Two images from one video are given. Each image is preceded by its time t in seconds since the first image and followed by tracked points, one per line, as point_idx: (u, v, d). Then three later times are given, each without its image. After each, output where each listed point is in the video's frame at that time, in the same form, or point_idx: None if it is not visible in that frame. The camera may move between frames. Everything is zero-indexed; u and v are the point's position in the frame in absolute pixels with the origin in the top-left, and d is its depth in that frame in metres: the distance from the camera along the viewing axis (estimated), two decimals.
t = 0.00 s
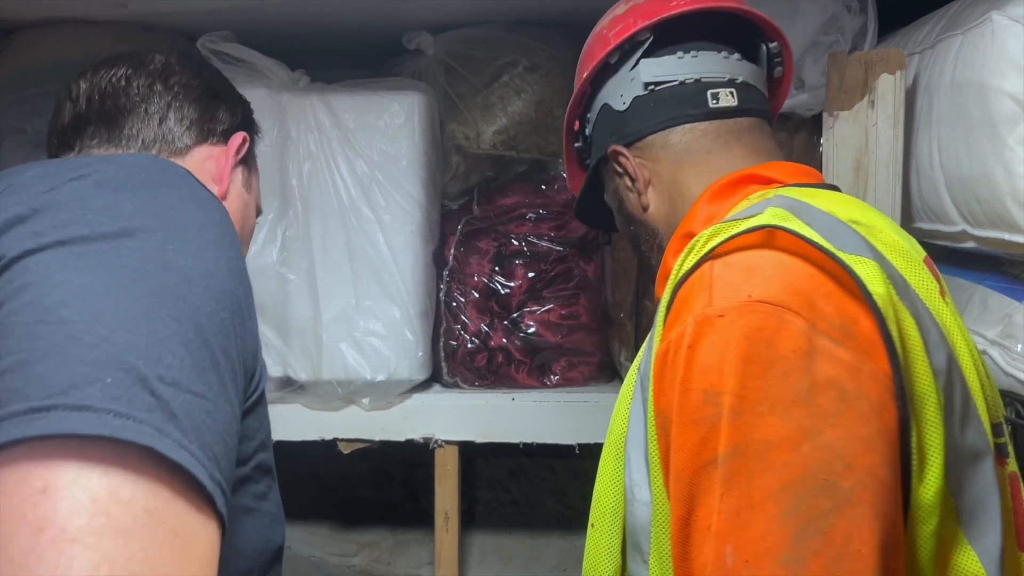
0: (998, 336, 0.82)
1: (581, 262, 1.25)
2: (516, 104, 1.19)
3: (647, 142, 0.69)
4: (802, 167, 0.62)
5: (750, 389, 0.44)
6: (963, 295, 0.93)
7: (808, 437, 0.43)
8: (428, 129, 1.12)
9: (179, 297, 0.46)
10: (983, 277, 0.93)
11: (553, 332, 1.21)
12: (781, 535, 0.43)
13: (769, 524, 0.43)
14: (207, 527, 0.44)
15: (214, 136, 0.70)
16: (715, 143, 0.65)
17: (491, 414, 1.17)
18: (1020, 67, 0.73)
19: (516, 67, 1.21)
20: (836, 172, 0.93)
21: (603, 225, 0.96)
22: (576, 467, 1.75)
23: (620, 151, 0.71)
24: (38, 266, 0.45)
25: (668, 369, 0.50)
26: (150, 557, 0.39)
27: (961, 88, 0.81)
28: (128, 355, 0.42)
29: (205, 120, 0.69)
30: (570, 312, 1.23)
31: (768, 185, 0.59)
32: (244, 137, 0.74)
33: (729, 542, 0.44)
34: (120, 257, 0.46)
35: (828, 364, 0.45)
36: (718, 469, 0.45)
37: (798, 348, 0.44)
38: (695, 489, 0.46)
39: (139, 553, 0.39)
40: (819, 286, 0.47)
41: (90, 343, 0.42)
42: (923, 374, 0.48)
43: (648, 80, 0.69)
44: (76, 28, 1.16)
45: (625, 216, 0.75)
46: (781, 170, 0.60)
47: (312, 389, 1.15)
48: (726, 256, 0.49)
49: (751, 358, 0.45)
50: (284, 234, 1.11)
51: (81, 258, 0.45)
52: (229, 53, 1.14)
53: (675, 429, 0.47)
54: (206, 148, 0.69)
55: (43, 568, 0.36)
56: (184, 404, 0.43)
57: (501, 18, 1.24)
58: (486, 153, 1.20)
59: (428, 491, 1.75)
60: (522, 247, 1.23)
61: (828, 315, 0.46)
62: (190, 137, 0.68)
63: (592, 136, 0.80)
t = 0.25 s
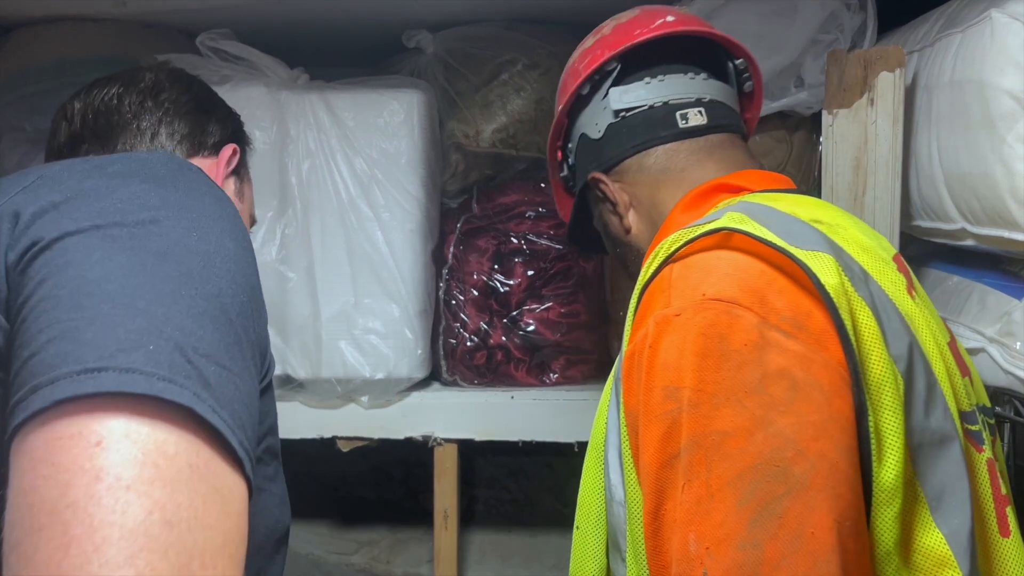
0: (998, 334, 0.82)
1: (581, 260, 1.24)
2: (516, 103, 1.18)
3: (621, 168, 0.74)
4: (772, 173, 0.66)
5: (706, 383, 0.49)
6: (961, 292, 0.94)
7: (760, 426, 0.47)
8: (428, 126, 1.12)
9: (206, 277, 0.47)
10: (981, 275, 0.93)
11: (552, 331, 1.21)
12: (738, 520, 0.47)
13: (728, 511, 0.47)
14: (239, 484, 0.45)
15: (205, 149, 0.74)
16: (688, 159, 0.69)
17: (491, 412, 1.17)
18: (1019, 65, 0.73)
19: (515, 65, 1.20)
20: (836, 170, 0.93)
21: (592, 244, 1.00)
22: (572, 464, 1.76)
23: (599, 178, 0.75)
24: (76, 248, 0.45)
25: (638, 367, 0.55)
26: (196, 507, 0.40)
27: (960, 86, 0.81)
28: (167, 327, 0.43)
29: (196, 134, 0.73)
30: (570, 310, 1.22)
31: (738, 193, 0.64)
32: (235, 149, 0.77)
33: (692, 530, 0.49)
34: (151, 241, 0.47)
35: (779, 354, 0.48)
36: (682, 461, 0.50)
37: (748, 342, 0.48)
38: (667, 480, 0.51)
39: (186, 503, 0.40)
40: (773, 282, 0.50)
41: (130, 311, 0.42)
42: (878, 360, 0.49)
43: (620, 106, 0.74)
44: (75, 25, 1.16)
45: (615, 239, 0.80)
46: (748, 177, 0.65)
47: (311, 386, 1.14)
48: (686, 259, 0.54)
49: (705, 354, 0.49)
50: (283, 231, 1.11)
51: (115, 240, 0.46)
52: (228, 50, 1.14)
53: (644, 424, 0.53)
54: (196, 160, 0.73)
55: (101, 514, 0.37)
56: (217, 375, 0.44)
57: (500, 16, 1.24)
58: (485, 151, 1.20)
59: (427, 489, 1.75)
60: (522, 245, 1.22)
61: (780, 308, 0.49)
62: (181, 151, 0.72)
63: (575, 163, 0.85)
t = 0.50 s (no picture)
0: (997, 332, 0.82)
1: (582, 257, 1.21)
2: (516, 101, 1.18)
3: (600, 190, 0.83)
4: (743, 186, 0.73)
5: (688, 382, 0.52)
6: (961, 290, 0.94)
7: (739, 420, 0.50)
8: (427, 124, 1.11)
9: (209, 265, 0.49)
10: (981, 273, 0.93)
11: (551, 329, 1.20)
12: (725, 513, 0.49)
13: (715, 505, 0.50)
14: (243, 463, 0.46)
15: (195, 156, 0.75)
16: (663, 178, 0.79)
17: (489, 411, 1.17)
18: (1018, 64, 0.73)
19: (515, 63, 1.20)
20: (835, 169, 0.93)
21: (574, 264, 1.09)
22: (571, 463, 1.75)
23: (580, 203, 0.85)
24: (77, 238, 0.47)
25: (624, 374, 0.59)
26: (204, 484, 0.42)
27: (960, 84, 0.81)
28: (171, 313, 0.45)
29: (185, 142, 0.74)
30: (569, 308, 1.21)
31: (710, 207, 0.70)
32: (226, 157, 0.78)
33: (682, 526, 0.51)
34: (152, 231, 0.48)
35: (754, 353, 0.51)
36: (669, 460, 0.52)
37: (725, 342, 0.52)
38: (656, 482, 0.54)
39: (195, 480, 0.42)
40: (746, 286, 0.54)
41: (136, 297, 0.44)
42: (852, 355, 0.53)
43: (593, 133, 0.84)
44: (73, 23, 1.16)
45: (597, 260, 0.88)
46: (720, 194, 0.72)
47: (311, 385, 1.14)
48: (665, 269, 0.59)
49: (686, 355, 0.53)
50: (283, 229, 1.11)
51: (116, 230, 0.47)
52: (227, 48, 1.14)
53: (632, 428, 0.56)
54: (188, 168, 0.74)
55: (114, 490, 0.39)
56: (220, 361, 0.46)
57: (500, 14, 1.24)
58: (484, 149, 1.21)
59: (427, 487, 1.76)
60: (521, 243, 1.22)
61: (754, 310, 0.53)
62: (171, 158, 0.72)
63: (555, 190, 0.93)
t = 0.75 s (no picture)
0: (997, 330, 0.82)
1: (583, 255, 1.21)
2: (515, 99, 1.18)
3: (583, 202, 0.82)
4: (724, 193, 0.73)
5: (697, 371, 0.52)
6: (960, 288, 0.94)
7: (751, 405, 0.50)
8: (426, 122, 1.11)
9: (196, 263, 0.50)
10: (981, 271, 0.93)
11: (550, 327, 1.19)
12: (742, 497, 0.48)
13: (730, 490, 0.49)
14: (229, 464, 0.47)
15: (191, 150, 0.75)
16: (646, 189, 0.79)
17: (490, 408, 1.18)
18: (1018, 61, 0.73)
19: (515, 62, 1.20)
20: (835, 167, 0.93)
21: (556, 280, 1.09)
22: (571, 460, 1.76)
23: (563, 215, 0.83)
24: (64, 232, 0.47)
25: (627, 369, 0.58)
26: (187, 481, 0.42)
27: (960, 81, 0.81)
28: (157, 307, 0.45)
29: (180, 135, 0.74)
30: (569, 306, 1.20)
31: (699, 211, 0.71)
32: (221, 150, 0.79)
33: (698, 513, 0.50)
34: (139, 226, 0.49)
35: (761, 340, 0.52)
36: (681, 449, 0.52)
37: (733, 330, 0.52)
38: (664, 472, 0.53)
39: (177, 478, 0.42)
40: (749, 278, 0.55)
41: (122, 292, 0.45)
42: (853, 343, 0.53)
43: (574, 146, 0.85)
44: (71, 22, 1.15)
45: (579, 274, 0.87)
46: (708, 199, 0.72)
47: (310, 384, 1.15)
48: (667, 264, 0.59)
49: (695, 344, 0.53)
50: (282, 227, 1.11)
51: (103, 224, 0.48)
52: (226, 46, 1.14)
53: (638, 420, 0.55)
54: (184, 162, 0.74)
55: (91, 488, 0.39)
56: (207, 355, 0.47)
57: (500, 12, 1.24)
58: (484, 147, 1.20)
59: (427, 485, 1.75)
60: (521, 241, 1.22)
61: (758, 300, 0.54)
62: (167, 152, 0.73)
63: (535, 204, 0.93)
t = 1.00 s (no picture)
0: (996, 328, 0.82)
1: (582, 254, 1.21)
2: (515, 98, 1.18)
3: (569, 206, 0.83)
4: (711, 196, 0.74)
5: (708, 364, 0.53)
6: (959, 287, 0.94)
7: (763, 397, 0.51)
8: (426, 120, 1.11)
9: (180, 266, 0.51)
10: (980, 269, 0.93)
11: (549, 325, 1.19)
12: (757, 486, 0.49)
13: (746, 480, 0.50)
14: (207, 475, 0.48)
15: (184, 136, 0.75)
16: (631, 195, 0.79)
17: (488, 408, 1.19)
18: (1018, 60, 0.73)
19: (515, 60, 1.20)
20: (834, 166, 0.93)
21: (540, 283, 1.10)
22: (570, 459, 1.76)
23: (548, 219, 0.83)
24: (44, 232, 0.49)
25: (630, 365, 0.58)
26: (157, 495, 0.44)
27: (959, 80, 0.81)
28: (134, 313, 0.46)
29: (172, 121, 0.73)
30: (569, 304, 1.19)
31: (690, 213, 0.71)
32: (216, 135, 0.78)
33: (713, 503, 0.50)
34: (122, 227, 0.50)
35: (769, 333, 0.53)
36: (692, 442, 0.52)
37: (742, 324, 0.53)
38: (672, 466, 0.53)
39: (146, 490, 0.43)
40: (753, 275, 0.57)
41: (100, 297, 0.46)
42: (853, 335, 0.56)
43: (561, 150, 0.85)
44: (70, 20, 1.15)
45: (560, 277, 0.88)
46: (699, 200, 0.72)
47: (310, 382, 1.15)
48: (672, 261, 0.60)
49: (706, 337, 0.53)
50: (281, 225, 1.11)
51: (85, 225, 0.49)
52: (226, 44, 1.14)
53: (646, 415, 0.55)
54: (178, 148, 0.74)
55: (57, 500, 0.40)
56: (185, 361, 0.48)
57: (499, 11, 1.24)
58: (483, 146, 1.20)
59: (426, 484, 1.75)
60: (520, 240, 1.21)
61: (763, 296, 0.56)
62: (160, 138, 0.72)
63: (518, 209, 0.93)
